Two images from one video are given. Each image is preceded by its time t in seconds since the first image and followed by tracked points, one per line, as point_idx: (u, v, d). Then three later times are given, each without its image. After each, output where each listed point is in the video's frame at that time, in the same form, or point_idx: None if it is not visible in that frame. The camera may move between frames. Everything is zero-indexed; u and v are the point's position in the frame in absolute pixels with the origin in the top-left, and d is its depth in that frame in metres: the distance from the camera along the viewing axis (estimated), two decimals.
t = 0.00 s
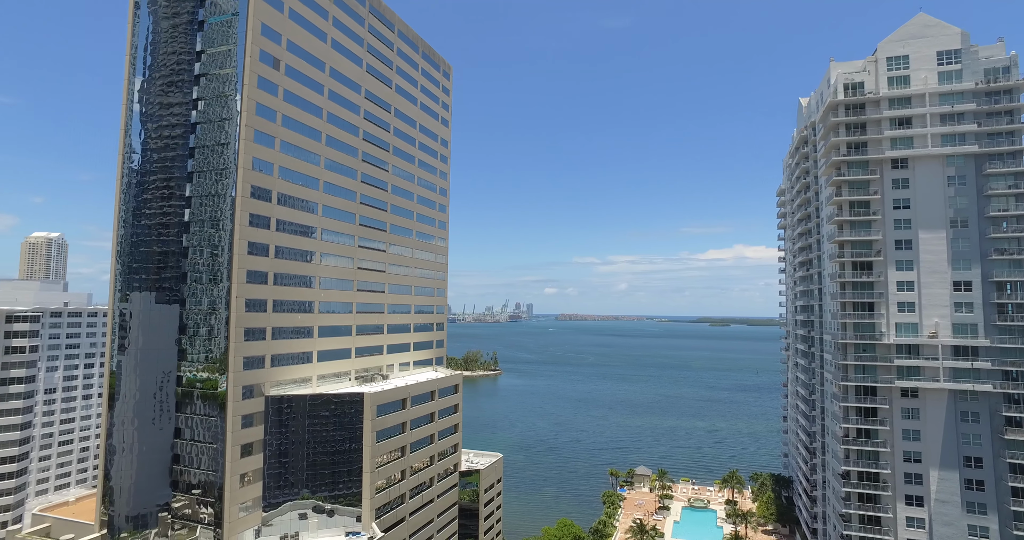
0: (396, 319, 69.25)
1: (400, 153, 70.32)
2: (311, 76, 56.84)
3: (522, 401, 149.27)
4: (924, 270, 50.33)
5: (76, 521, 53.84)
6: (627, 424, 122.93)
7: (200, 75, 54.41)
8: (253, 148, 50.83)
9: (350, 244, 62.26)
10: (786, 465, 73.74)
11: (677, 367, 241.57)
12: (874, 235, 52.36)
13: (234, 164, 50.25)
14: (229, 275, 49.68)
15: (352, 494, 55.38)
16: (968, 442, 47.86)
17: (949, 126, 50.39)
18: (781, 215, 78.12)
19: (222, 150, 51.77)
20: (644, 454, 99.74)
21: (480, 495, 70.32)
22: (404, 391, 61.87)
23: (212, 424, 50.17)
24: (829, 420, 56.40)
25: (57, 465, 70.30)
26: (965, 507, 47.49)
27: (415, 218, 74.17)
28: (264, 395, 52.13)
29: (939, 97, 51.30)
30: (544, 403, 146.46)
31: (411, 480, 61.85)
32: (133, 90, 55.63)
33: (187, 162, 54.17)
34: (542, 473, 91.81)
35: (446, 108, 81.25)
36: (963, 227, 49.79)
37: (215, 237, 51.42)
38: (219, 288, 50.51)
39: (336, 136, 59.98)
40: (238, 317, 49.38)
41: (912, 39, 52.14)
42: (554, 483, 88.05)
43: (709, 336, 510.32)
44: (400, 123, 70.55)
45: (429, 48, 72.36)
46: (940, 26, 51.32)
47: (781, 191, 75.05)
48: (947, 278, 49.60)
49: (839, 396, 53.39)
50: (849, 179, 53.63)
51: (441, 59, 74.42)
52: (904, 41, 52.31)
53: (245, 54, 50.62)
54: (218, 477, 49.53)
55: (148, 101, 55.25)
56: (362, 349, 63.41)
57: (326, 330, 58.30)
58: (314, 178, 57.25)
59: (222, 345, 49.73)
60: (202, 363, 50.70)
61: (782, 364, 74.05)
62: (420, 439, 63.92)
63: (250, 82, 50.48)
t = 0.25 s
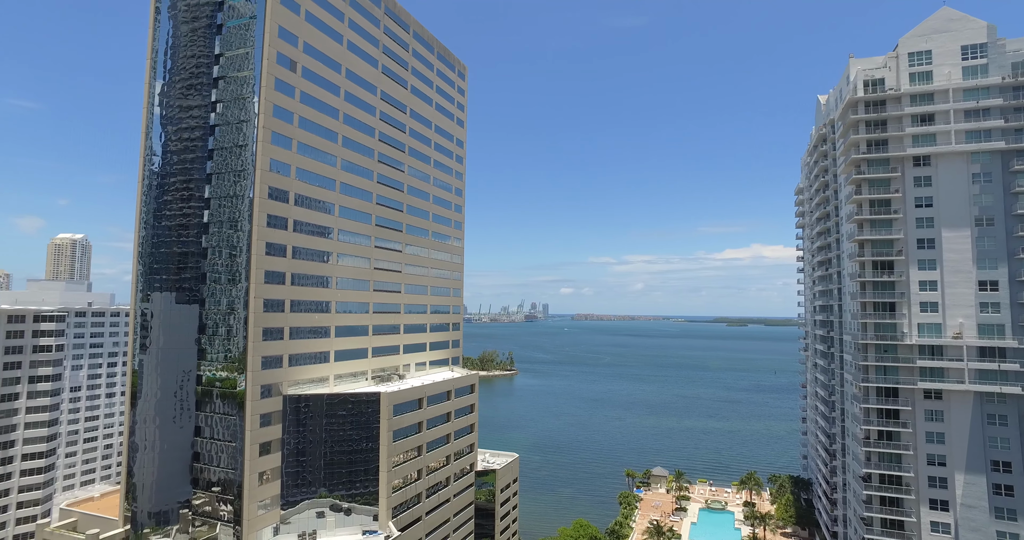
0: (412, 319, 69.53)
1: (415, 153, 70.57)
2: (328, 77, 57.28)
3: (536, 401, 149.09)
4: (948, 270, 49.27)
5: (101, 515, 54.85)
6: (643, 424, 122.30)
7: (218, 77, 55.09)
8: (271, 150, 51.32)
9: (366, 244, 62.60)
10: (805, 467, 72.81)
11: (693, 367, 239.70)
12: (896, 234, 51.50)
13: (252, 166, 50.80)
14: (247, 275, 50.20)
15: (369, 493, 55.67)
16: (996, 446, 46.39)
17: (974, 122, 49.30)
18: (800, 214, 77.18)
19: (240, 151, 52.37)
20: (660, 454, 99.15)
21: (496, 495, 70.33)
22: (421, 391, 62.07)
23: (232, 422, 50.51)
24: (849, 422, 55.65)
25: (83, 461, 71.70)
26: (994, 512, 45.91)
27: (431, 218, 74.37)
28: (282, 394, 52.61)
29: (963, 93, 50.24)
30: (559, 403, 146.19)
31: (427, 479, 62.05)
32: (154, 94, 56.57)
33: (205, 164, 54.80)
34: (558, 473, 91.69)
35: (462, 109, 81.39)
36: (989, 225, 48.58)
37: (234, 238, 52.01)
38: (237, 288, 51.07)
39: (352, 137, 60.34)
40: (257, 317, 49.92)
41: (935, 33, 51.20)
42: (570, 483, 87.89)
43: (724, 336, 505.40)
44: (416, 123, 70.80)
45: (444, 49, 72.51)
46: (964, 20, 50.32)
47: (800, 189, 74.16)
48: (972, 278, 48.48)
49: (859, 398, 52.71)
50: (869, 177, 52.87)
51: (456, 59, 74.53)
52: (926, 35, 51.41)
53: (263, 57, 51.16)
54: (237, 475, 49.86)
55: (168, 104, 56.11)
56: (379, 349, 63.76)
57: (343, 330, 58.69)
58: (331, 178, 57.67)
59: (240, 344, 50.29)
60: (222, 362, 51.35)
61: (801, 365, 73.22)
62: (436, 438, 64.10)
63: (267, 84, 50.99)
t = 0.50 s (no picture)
0: (430, 319, 69.77)
1: (433, 154, 70.80)
2: (346, 79, 57.72)
3: (553, 401, 148.84)
4: (976, 269, 48.03)
5: (128, 511, 55.86)
6: (660, 425, 121.49)
7: (239, 80, 55.81)
8: (290, 151, 51.86)
9: (385, 245, 62.95)
10: (828, 469, 71.73)
11: (711, 368, 237.39)
12: (921, 233, 50.47)
13: (272, 167, 51.40)
14: (267, 275, 50.80)
15: (387, 492, 56.05)
16: None
17: (1004, 117, 47.99)
18: (821, 213, 76.04)
19: (260, 153, 53.00)
20: (679, 456, 98.39)
21: (515, 495, 70.29)
22: (439, 391, 62.25)
23: (253, 421, 51.13)
24: (872, 424, 54.73)
25: (110, 458, 73.16)
26: None
27: (448, 218, 74.55)
28: (302, 393, 53.12)
29: (992, 87, 48.93)
30: (576, 403, 145.82)
31: (446, 479, 62.29)
32: (176, 97, 57.47)
33: (226, 166, 55.51)
34: (575, 473, 91.45)
35: (479, 109, 81.45)
36: (1020, 222, 47.13)
37: (254, 238, 52.65)
38: (257, 289, 51.71)
39: (370, 138, 60.73)
40: (277, 317, 50.49)
41: (963, 26, 50.05)
42: (587, 483, 87.62)
43: (742, 336, 499.68)
44: (433, 124, 71.05)
45: (461, 49, 72.62)
46: (993, 12, 49.13)
47: (821, 188, 73.11)
48: (1002, 277, 47.08)
49: (883, 399, 51.81)
50: (893, 174, 51.91)
51: (473, 60, 74.59)
52: (953, 29, 50.33)
53: (282, 60, 51.73)
54: (258, 473, 50.45)
55: (190, 107, 56.96)
56: (398, 348, 64.08)
57: (362, 330, 59.09)
58: (349, 180, 58.11)
59: (261, 344, 50.92)
60: (243, 362, 52.04)
61: (823, 366, 72.22)
62: (454, 438, 64.24)
63: (286, 86, 51.53)
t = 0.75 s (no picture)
0: (450, 319, 69.97)
1: (452, 154, 70.95)
2: (365, 81, 58.11)
3: (571, 401, 148.41)
4: (1008, 268, 46.77)
5: (156, 506, 56.93)
6: (680, 426, 120.55)
7: (260, 83, 56.49)
8: (311, 153, 52.38)
9: (404, 245, 63.30)
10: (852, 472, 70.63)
11: (731, 368, 234.88)
12: (949, 231, 49.35)
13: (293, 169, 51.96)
14: (288, 276, 51.38)
15: (407, 491, 56.41)
16: None
17: None
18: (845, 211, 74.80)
19: (281, 155, 53.63)
20: (699, 457, 97.55)
21: (534, 495, 70.26)
22: (458, 391, 62.43)
23: (275, 420, 51.83)
24: (899, 426, 53.72)
25: (136, 455, 74.66)
26: None
27: (467, 219, 74.62)
28: (323, 393, 53.66)
29: None
30: (593, 403, 145.28)
31: (465, 478, 62.45)
32: (199, 101, 58.34)
33: (248, 168, 56.20)
34: (594, 474, 91.14)
35: (497, 109, 81.42)
36: None
37: (276, 239, 53.30)
38: (279, 289, 52.33)
39: (389, 139, 61.07)
40: (298, 317, 51.05)
41: (993, 19, 48.77)
42: (606, 484, 87.29)
43: (761, 336, 493.73)
44: (452, 124, 71.19)
45: (479, 50, 72.67)
46: None
47: (844, 185, 71.95)
48: None
49: (910, 401, 50.82)
50: (919, 171, 50.88)
51: (491, 60, 74.58)
52: (983, 21, 49.05)
53: (302, 62, 52.25)
54: (279, 471, 51.08)
55: (213, 110, 57.80)
56: (417, 348, 64.41)
57: (382, 330, 59.49)
58: (369, 180, 58.52)
59: (282, 344, 51.53)
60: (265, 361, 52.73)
61: (846, 366, 71.15)
62: (473, 438, 64.39)
63: (307, 88, 52.05)
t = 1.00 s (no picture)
0: (470, 319, 70.13)
1: (471, 154, 71.02)
2: (385, 83, 58.51)
3: (589, 402, 147.80)
4: None
5: (182, 502, 57.64)
6: (700, 427, 119.37)
7: (282, 86, 57.20)
8: (332, 154, 52.89)
9: (424, 245, 63.57)
10: (879, 475, 69.34)
11: (752, 369, 231.77)
12: (981, 229, 48.12)
13: (315, 171, 52.53)
14: (310, 277, 51.93)
15: (428, 491, 56.66)
16: None
17: None
18: (871, 209, 73.36)
19: (303, 157, 54.22)
20: (720, 458, 96.54)
21: (554, 496, 70.06)
22: (478, 391, 62.53)
23: (297, 419, 52.41)
24: (928, 429, 52.57)
25: (164, 452, 76.05)
26: None
27: (487, 219, 74.62)
28: (344, 392, 54.14)
29: None
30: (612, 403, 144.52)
31: (486, 478, 62.56)
32: (223, 104, 59.30)
33: (271, 170, 56.87)
34: (614, 474, 90.64)
35: (517, 109, 81.24)
36: None
37: (298, 240, 53.91)
38: (301, 289, 52.91)
39: (409, 140, 61.38)
40: (321, 317, 51.57)
41: None
42: (626, 484, 86.83)
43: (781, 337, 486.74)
44: (471, 125, 71.25)
45: (498, 50, 72.64)
46: None
47: (870, 183, 70.59)
48: None
49: (941, 404, 49.72)
50: (949, 168, 49.75)
51: (511, 60, 74.49)
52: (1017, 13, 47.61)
53: (323, 65, 52.79)
54: (302, 470, 51.63)
55: (236, 113, 58.69)
56: (438, 348, 64.66)
57: (402, 330, 59.82)
58: (389, 181, 58.90)
59: (305, 344, 52.09)
60: (287, 361, 53.35)
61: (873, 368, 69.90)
62: (493, 438, 64.43)
63: (328, 91, 52.56)
